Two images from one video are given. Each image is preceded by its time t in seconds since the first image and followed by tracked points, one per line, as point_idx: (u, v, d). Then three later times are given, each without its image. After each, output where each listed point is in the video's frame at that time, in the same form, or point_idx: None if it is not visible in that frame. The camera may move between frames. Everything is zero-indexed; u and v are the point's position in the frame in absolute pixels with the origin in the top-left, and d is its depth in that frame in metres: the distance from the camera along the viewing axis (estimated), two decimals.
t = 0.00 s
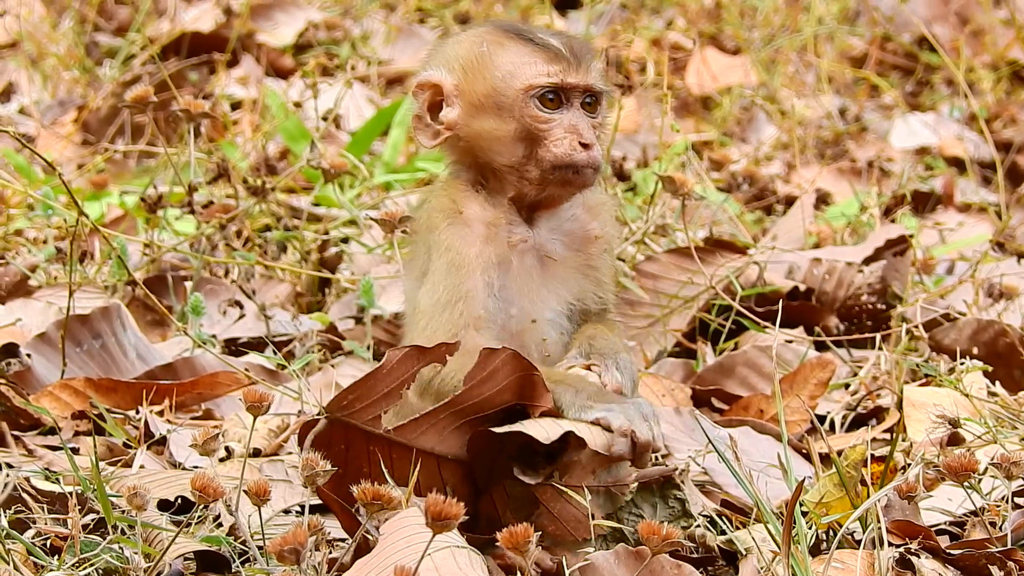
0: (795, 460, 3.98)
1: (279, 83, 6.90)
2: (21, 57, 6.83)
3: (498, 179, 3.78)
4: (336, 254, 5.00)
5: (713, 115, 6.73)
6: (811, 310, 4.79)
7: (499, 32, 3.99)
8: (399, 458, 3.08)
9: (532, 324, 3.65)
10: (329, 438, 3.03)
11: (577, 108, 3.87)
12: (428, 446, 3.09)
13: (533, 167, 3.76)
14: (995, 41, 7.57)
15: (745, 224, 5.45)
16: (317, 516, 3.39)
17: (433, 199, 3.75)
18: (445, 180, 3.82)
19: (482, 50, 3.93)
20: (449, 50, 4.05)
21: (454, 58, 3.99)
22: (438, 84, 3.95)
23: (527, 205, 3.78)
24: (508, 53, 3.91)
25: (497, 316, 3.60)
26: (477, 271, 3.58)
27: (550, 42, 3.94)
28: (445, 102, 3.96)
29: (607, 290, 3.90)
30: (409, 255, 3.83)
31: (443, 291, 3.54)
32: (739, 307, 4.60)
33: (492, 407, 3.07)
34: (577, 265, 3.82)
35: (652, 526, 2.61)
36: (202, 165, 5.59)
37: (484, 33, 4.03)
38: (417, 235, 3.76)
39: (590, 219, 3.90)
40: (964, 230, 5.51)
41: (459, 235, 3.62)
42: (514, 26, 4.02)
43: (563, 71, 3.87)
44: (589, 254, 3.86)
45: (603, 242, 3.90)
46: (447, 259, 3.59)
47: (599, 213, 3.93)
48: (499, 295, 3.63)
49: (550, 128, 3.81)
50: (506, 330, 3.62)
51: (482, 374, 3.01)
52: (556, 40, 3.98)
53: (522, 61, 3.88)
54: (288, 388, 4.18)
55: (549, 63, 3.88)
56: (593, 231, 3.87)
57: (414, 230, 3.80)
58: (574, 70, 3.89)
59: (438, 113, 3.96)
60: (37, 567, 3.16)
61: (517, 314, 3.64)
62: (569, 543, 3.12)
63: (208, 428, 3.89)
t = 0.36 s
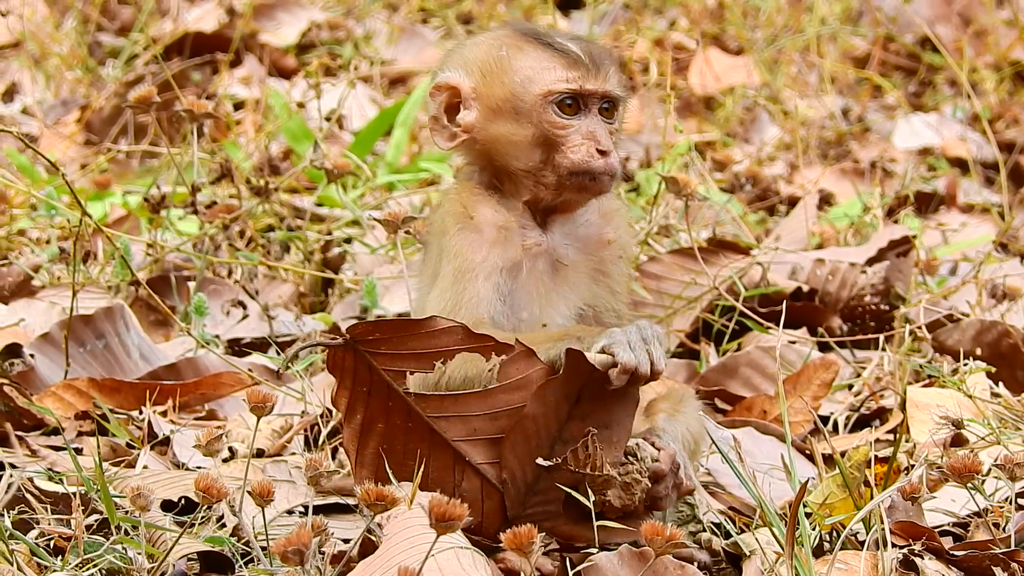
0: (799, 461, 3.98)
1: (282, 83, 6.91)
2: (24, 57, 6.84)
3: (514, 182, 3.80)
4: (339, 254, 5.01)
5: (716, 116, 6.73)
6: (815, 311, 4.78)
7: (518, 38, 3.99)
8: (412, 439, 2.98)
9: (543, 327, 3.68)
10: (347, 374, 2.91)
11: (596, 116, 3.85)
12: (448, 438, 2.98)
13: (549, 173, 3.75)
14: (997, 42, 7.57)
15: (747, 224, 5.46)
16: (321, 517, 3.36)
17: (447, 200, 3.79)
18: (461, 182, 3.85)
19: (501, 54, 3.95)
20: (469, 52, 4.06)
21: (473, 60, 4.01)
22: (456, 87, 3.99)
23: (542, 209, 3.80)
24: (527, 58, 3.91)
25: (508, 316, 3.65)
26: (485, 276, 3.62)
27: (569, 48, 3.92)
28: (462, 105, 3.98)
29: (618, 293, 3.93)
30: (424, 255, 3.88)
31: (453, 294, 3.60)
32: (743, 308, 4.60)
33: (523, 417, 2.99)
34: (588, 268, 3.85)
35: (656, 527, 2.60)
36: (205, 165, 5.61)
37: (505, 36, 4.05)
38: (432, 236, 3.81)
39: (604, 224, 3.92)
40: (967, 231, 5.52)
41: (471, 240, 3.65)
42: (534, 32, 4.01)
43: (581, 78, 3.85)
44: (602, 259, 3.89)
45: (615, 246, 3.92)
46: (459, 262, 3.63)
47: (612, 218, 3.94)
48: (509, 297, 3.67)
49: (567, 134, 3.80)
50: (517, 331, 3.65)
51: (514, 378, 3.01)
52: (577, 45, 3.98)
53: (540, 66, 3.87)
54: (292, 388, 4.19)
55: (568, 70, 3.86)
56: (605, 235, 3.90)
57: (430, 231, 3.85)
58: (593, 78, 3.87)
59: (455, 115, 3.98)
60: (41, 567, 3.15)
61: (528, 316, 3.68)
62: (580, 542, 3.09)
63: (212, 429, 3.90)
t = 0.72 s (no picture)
0: (801, 463, 3.98)
1: (286, 85, 6.91)
2: (28, 59, 6.85)
3: (506, 179, 3.61)
4: (342, 256, 5.02)
5: (719, 117, 6.73)
6: (818, 313, 4.78)
7: (520, 34, 3.78)
8: (436, 410, 3.03)
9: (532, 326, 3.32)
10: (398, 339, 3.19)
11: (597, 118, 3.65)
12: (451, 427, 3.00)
13: (545, 176, 3.56)
14: (1001, 43, 7.57)
15: (751, 226, 5.46)
16: (323, 519, 3.35)
17: (434, 198, 3.60)
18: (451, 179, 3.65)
19: (503, 51, 3.74)
20: (469, 46, 3.85)
21: (473, 56, 3.80)
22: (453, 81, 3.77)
23: (532, 209, 3.57)
24: (529, 56, 3.69)
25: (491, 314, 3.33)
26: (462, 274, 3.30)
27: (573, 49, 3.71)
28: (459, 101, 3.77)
29: (611, 285, 3.65)
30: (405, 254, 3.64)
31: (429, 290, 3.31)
32: (746, 310, 4.60)
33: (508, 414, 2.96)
34: (579, 261, 3.57)
35: (659, 529, 2.60)
36: (209, 166, 5.62)
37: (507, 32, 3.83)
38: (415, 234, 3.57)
39: (592, 216, 3.70)
40: (970, 233, 5.52)
41: (451, 235, 3.40)
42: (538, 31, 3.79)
43: (585, 81, 3.63)
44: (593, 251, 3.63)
45: (604, 238, 3.69)
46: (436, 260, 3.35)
47: (598, 212, 3.73)
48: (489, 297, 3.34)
49: (567, 137, 3.60)
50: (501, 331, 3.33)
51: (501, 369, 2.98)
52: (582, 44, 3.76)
53: (542, 65, 3.66)
54: (295, 390, 4.19)
55: (571, 71, 3.64)
56: (593, 227, 3.67)
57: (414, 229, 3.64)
58: (597, 81, 3.66)
59: (450, 109, 3.79)
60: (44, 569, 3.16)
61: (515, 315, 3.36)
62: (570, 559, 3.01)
63: (214, 430, 3.89)
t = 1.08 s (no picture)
0: (806, 464, 3.98)
1: (290, 87, 6.91)
2: (32, 61, 6.86)
3: (484, 190, 3.73)
4: (346, 257, 5.01)
5: (723, 119, 6.73)
6: (822, 314, 4.79)
7: (511, 43, 3.84)
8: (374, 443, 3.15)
9: (509, 330, 3.51)
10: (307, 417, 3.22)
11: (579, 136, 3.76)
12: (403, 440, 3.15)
13: (522, 189, 3.69)
14: (1005, 45, 7.56)
15: (755, 228, 5.46)
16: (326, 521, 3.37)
17: (408, 208, 3.73)
18: (428, 187, 3.79)
19: (492, 61, 3.81)
20: (457, 49, 3.93)
21: (460, 61, 3.88)
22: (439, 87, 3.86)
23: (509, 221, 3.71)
24: (516, 69, 3.76)
25: (469, 321, 3.55)
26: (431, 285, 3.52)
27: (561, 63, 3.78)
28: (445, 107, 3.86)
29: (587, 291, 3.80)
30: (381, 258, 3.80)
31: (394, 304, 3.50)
32: (750, 311, 4.62)
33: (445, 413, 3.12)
34: (555, 271, 3.73)
35: (663, 531, 2.60)
36: (213, 167, 5.63)
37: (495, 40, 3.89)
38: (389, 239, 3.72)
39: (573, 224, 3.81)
40: (975, 234, 5.52)
41: (422, 249, 3.57)
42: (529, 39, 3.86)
43: (569, 100, 3.73)
44: (570, 258, 3.78)
45: (582, 245, 3.80)
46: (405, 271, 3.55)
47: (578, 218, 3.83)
48: (468, 305, 3.56)
49: (547, 153, 3.70)
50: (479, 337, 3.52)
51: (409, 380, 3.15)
52: (570, 60, 3.82)
53: (528, 80, 3.74)
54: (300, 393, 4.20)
55: (556, 87, 3.73)
56: (574, 236, 3.78)
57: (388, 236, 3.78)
58: (581, 100, 3.76)
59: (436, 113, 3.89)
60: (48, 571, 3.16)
61: (494, 320, 3.53)
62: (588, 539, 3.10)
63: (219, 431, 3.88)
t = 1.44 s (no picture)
0: (808, 465, 3.99)
1: (293, 87, 6.91)
2: (35, 61, 6.86)
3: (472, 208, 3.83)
4: (350, 258, 5.02)
5: (726, 120, 6.73)
6: (825, 316, 4.81)
7: (477, 68, 3.74)
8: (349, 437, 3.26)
9: (510, 336, 3.67)
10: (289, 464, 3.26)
11: (548, 165, 3.69)
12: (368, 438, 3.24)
13: (493, 220, 3.74)
14: (1008, 47, 7.57)
15: (757, 229, 5.46)
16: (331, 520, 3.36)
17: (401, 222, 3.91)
18: (420, 196, 3.93)
19: (456, 93, 3.77)
20: (438, 68, 3.89)
21: (438, 81, 3.86)
22: (417, 111, 3.87)
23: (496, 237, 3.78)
24: (480, 101, 3.70)
25: (469, 329, 3.72)
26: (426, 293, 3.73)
27: (526, 92, 3.64)
28: (424, 130, 3.88)
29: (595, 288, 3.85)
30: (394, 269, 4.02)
31: (383, 323, 3.58)
32: (753, 313, 4.61)
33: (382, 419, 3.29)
34: (556, 275, 3.81)
35: (665, 531, 2.60)
36: (216, 168, 5.64)
37: (468, 61, 3.79)
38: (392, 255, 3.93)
39: (571, 225, 3.86)
40: (978, 235, 5.52)
41: (410, 263, 3.76)
42: (497, 59, 3.72)
43: (528, 135, 3.62)
44: (570, 263, 3.83)
45: (583, 248, 3.85)
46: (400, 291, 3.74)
47: (579, 218, 3.90)
48: (465, 313, 3.73)
49: (511, 187, 3.69)
50: (482, 343, 3.68)
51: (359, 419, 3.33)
52: (540, 83, 3.66)
53: (490, 114, 3.68)
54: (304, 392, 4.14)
55: (515, 123, 3.63)
56: (569, 240, 3.83)
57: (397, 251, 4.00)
58: (544, 133, 3.63)
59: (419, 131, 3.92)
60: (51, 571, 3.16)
61: (495, 327, 3.70)
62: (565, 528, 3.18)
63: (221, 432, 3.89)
